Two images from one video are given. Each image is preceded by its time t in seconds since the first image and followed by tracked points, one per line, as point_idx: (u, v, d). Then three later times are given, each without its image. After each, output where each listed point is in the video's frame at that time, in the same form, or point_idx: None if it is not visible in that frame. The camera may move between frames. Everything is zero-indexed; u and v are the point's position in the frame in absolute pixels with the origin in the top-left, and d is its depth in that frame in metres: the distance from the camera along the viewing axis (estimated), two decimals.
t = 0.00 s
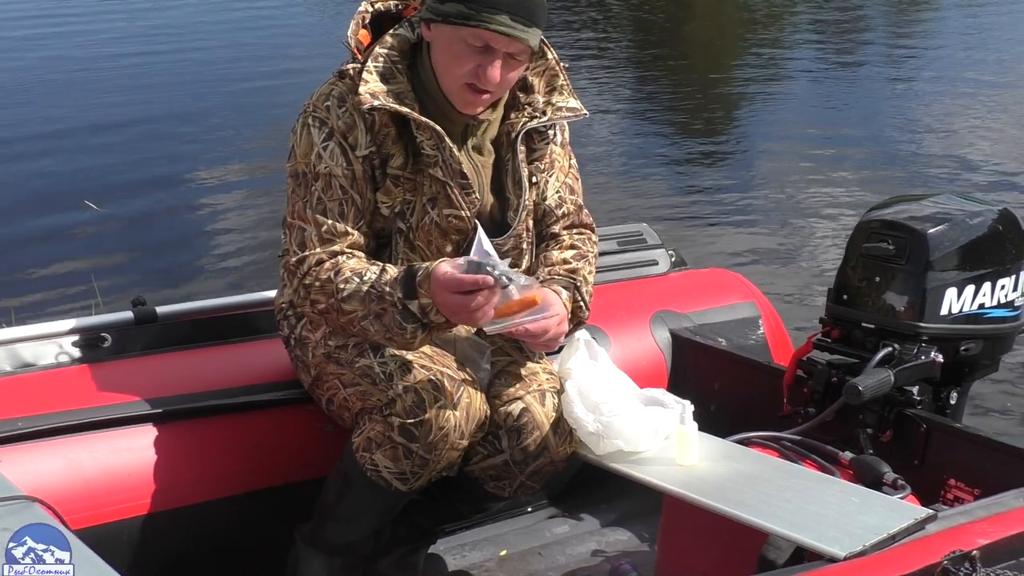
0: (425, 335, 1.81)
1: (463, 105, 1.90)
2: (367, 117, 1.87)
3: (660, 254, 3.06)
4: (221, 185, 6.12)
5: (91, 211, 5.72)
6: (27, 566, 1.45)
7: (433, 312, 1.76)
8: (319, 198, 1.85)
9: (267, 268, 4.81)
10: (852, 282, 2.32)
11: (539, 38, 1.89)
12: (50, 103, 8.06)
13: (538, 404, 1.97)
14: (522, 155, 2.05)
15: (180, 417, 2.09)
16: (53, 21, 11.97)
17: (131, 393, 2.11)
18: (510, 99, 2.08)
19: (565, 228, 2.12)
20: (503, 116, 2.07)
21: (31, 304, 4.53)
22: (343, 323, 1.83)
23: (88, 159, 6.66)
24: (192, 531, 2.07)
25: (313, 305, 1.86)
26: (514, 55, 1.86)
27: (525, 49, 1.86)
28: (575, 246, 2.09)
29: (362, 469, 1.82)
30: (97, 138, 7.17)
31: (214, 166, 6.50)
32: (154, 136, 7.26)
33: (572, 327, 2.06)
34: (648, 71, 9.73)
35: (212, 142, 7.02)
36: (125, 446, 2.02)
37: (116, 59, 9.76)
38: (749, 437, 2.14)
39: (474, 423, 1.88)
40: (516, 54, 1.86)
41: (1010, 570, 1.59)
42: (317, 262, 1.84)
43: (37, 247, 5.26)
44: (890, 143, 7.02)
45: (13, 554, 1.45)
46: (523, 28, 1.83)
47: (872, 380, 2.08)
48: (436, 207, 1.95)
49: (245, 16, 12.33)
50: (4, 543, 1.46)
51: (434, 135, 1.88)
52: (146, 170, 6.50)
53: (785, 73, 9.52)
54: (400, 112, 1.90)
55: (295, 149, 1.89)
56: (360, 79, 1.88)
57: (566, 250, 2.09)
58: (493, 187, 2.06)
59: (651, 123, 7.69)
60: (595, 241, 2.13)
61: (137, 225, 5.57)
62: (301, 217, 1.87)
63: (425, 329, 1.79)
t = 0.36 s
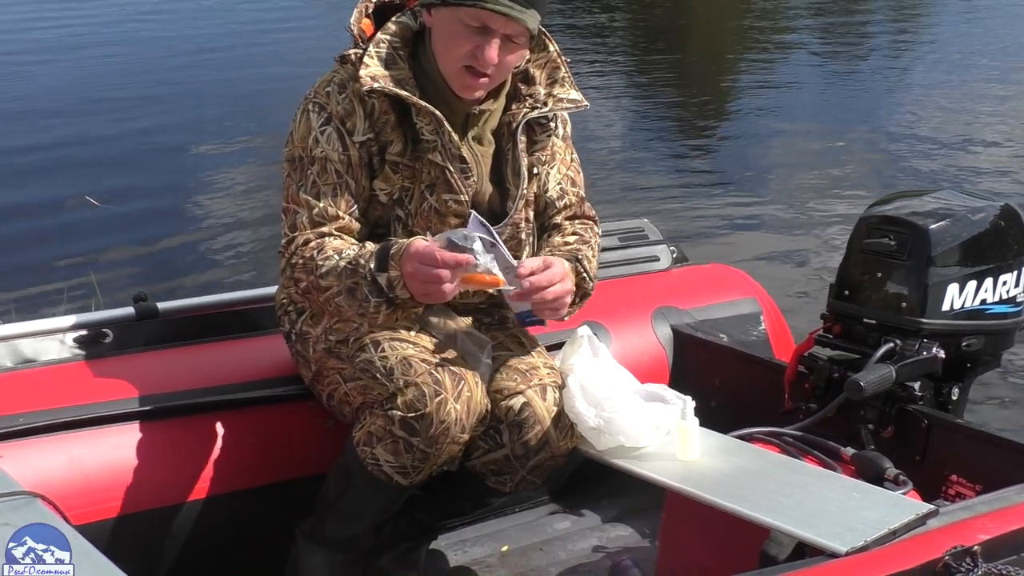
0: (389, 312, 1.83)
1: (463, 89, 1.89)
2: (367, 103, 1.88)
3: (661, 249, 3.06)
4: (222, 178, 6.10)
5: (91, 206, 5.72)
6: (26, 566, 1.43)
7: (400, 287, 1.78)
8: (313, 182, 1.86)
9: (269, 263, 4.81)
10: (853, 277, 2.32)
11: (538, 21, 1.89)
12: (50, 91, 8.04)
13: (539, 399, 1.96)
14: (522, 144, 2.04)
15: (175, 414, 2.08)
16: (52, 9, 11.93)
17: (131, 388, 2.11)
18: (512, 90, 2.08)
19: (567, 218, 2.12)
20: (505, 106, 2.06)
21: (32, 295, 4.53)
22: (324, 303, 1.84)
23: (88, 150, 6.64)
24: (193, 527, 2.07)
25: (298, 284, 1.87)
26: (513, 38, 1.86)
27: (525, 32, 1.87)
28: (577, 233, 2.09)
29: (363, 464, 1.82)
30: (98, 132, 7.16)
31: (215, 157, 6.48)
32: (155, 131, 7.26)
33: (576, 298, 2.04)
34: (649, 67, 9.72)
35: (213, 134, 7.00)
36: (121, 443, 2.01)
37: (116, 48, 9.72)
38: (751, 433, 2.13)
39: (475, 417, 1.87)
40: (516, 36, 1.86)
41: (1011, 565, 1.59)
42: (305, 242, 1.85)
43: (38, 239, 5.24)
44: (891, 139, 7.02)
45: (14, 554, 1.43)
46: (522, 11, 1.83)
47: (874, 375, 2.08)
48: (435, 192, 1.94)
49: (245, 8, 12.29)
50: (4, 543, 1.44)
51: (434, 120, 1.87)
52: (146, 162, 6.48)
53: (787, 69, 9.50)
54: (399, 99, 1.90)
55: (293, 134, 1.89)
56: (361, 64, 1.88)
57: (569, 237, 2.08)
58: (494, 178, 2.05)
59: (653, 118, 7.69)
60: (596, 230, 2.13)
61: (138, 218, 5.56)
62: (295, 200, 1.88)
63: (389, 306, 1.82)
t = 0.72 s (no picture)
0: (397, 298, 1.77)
1: (463, 72, 1.90)
2: (366, 90, 1.88)
3: (660, 248, 3.07)
4: (222, 179, 6.12)
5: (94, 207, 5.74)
6: (26, 566, 1.42)
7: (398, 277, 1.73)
8: (315, 168, 1.85)
9: (271, 264, 4.83)
10: (852, 273, 2.32)
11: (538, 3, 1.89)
12: (50, 96, 8.06)
13: (538, 397, 1.96)
14: (518, 129, 2.03)
15: (172, 412, 2.08)
16: (53, 13, 11.96)
17: (130, 386, 2.10)
18: (509, 77, 2.08)
19: (560, 189, 2.07)
20: (502, 92, 2.06)
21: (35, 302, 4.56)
22: (332, 290, 1.82)
23: (89, 154, 6.66)
24: (193, 526, 2.07)
25: (303, 271, 1.86)
26: (513, 20, 1.86)
27: (525, 14, 1.87)
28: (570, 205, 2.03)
29: (363, 462, 1.82)
30: (99, 132, 7.18)
31: (215, 159, 6.49)
32: (157, 130, 7.28)
33: (560, 263, 1.95)
34: (650, 65, 9.74)
35: (213, 135, 7.01)
36: (120, 441, 2.01)
37: (117, 52, 9.75)
38: (750, 431, 2.13)
39: (473, 415, 1.87)
40: (515, 19, 1.86)
41: (1011, 563, 1.59)
42: (310, 228, 1.84)
43: (39, 244, 5.26)
44: (892, 136, 7.02)
45: (14, 554, 1.43)
46: None
47: (873, 373, 2.08)
48: (430, 178, 1.94)
49: (245, 10, 12.31)
50: (4, 543, 1.43)
51: (431, 105, 1.89)
52: (146, 165, 6.50)
53: (786, 67, 9.49)
54: (398, 85, 1.91)
55: (294, 122, 1.89)
56: (360, 51, 1.88)
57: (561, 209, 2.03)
58: (489, 169, 2.03)
59: (654, 117, 7.70)
60: (591, 200, 2.07)
61: (138, 220, 5.57)
62: (298, 185, 1.86)
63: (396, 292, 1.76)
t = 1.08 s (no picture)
0: (378, 263, 1.78)
1: (452, 58, 1.90)
2: (362, 81, 1.89)
3: (659, 246, 3.08)
4: (223, 178, 6.13)
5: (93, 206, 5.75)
6: (26, 566, 1.42)
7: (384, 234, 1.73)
8: (313, 156, 1.85)
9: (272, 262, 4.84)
10: (848, 271, 2.33)
11: None
12: (50, 95, 8.07)
13: (535, 395, 1.96)
14: (511, 124, 2.03)
15: (169, 411, 2.08)
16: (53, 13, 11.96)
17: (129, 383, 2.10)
18: (504, 73, 2.07)
19: (557, 180, 2.04)
20: (497, 87, 2.05)
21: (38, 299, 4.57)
22: (326, 267, 1.82)
23: (88, 154, 6.67)
24: (191, 525, 2.07)
25: (302, 255, 1.85)
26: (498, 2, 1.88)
27: None
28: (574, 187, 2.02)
29: (361, 460, 1.81)
30: (100, 131, 7.19)
31: (214, 157, 6.49)
32: (157, 128, 7.29)
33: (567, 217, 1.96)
34: (650, 64, 9.75)
35: (212, 134, 7.01)
36: (117, 440, 2.01)
37: (117, 51, 9.76)
38: (747, 428, 2.13)
39: (471, 413, 1.86)
40: None
41: (1007, 561, 1.59)
42: (309, 211, 1.83)
43: (39, 244, 5.27)
44: (892, 134, 7.03)
45: (13, 555, 1.43)
46: None
47: (870, 371, 2.08)
48: (427, 171, 1.95)
49: (245, 10, 12.31)
50: (4, 543, 1.43)
51: (427, 97, 1.89)
52: (146, 163, 6.51)
53: (786, 65, 9.49)
54: (393, 77, 1.92)
55: (292, 114, 1.89)
56: (356, 42, 1.88)
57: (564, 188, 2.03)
58: (483, 163, 2.03)
59: (653, 115, 7.71)
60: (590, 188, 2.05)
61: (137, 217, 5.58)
62: (297, 173, 1.86)
63: (378, 255, 1.77)
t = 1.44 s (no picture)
0: (375, 252, 1.78)
1: (450, 55, 1.90)
2: (360, 78, 1.89)
3: (658, 246, 3.09)
4: (224, 176, 6.13)
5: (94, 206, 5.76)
6: (26, 566, 1.42)
7: (379, 222, 1.73)
8: (311, 152, 1.85)
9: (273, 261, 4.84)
10: (847, 272, 2.33)
11: None
12: (49, 93, 8.06)
13: (534, 395, 1.96)
14: (510, 120, 2.01)
15: (167, 411, 2.08)
16: (53, 11, 11.96)
17: (127, 382, 2.11)
18: (502, 70, 2.07)
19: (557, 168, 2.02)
20: (496, 84, 2.05)
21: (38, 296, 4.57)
22: (325, 262, 1.81)
23: (89, 153, 6.67)
24: (189, 524, 2.08)
25: (300, 251, 1.85)
26: None
27: None
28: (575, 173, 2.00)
29: (360, 460, 1.81)
30: (101, 130, 7.20)
31: (214, 156, 6.49)
32: (157, 126, 7.29)
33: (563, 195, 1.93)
34: (650, 63, 9.75)
35: (212, 133, 7.01)
36: (115, 440, 2.01)
37: (117, 50, 9.76)
38: (746, 429, 2.13)
39: (470, 413, 1.86)
40: None
41: (1006, 561, 1.59)
42: (307, 208, 1.83)
43: (40, 243, 5.27)
44: (893, 134, 7.03)
45: (13, 555, 1.42)
46: None
47: (869, 370, 2.08)
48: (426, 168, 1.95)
49: (245, 9, 12.31)
50: (4, 543, 1.43)
51: (425, 94, 1.89)
52: (146, 162, 6.51)
53: (786, 64, 9.49)
54: (392, 75, 1.92)
55: (291, 112, 1.89)
56: (354, 40, 1.88)
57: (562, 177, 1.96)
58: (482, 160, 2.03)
59: (653, 114, 7.71)
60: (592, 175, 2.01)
61: (138, 217, 5.59)
62: (296, 170, 1.87)
63: (374, 245, 1.77)
